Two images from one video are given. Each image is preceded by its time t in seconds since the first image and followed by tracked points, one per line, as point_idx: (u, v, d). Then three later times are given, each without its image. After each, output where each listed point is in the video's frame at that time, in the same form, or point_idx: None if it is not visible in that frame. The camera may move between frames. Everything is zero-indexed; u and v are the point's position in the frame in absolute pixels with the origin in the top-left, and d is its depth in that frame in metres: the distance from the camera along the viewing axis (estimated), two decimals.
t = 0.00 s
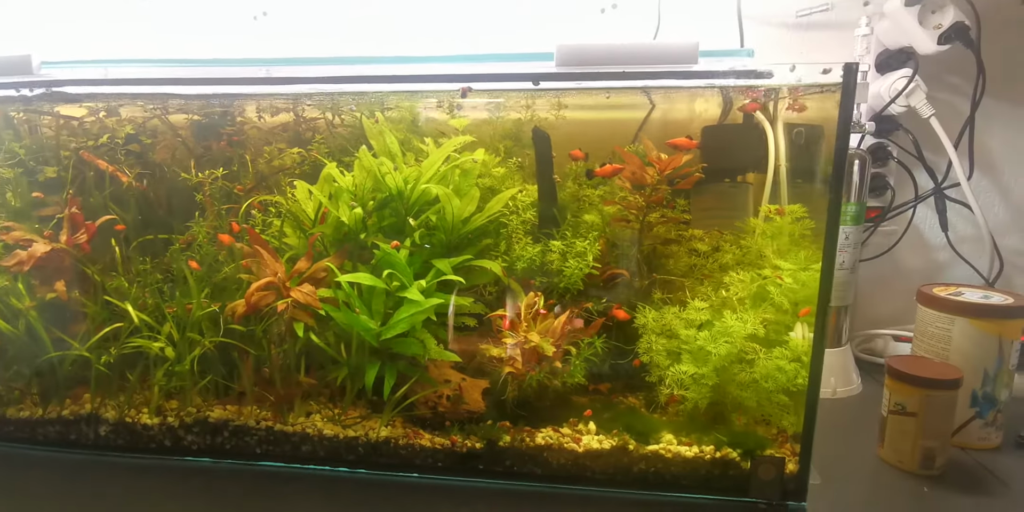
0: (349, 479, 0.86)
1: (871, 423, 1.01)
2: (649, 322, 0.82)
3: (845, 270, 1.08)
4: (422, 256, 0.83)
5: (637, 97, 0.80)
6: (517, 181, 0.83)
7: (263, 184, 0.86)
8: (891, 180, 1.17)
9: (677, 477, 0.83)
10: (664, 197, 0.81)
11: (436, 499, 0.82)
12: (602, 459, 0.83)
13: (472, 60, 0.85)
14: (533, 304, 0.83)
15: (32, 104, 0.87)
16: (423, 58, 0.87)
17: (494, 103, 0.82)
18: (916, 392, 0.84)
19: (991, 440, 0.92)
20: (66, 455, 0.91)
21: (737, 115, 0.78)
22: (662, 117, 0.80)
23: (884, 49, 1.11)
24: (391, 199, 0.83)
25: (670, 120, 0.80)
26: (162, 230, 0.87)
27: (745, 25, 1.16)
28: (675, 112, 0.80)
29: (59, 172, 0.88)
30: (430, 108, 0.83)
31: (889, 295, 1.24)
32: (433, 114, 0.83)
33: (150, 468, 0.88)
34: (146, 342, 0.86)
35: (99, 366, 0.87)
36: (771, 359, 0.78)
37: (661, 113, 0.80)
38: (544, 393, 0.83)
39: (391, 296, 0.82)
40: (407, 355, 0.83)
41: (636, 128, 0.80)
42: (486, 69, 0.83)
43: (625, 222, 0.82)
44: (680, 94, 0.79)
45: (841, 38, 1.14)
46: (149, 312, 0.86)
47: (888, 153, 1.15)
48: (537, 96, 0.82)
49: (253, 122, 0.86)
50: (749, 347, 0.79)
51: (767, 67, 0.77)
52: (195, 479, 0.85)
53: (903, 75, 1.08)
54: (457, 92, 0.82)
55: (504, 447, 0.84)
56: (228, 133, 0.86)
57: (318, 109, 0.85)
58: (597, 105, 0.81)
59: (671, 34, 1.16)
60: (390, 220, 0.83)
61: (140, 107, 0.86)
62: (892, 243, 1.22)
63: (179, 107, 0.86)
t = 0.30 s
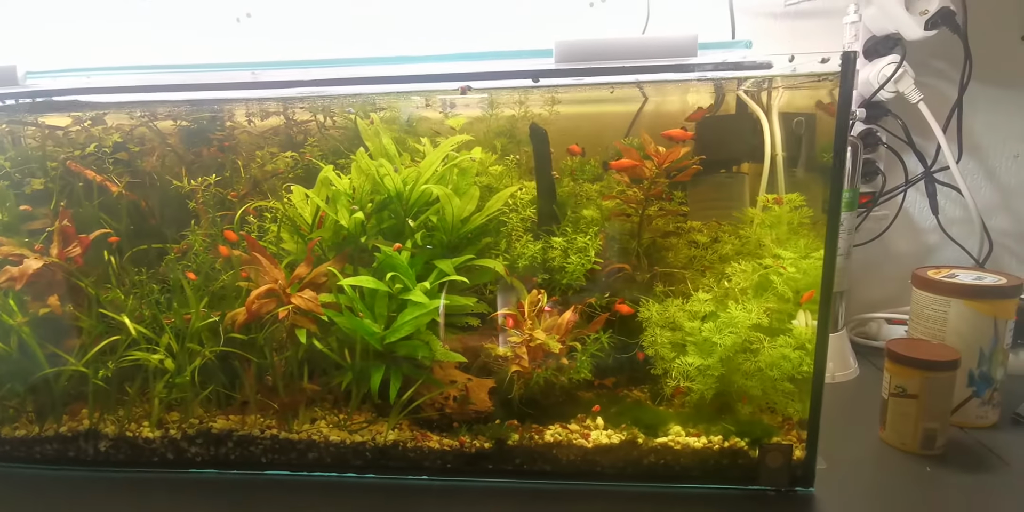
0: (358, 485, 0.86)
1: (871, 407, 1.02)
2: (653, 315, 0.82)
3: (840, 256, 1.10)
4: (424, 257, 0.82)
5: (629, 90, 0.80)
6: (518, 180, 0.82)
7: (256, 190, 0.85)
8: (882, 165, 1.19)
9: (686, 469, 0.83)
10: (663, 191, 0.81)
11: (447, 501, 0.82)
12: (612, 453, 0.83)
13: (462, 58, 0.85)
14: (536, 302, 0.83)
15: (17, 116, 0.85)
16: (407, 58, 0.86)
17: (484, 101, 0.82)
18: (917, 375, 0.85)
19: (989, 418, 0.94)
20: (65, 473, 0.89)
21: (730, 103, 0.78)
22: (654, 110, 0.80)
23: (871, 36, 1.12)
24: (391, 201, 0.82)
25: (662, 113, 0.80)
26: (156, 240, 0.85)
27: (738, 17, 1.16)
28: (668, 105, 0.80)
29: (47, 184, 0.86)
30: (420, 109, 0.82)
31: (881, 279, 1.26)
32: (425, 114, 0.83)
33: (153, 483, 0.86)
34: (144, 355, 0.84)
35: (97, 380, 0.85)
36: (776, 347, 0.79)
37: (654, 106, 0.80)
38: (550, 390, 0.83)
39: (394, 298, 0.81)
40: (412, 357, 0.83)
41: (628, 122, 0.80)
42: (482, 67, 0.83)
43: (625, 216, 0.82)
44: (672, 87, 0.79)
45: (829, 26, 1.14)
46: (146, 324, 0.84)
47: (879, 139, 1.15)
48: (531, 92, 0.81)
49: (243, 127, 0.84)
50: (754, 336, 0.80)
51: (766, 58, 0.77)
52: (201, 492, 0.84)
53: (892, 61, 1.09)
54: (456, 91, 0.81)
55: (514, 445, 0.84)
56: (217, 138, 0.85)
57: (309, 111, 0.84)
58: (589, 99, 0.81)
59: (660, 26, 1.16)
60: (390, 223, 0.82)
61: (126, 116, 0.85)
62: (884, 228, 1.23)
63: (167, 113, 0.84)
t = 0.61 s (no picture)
0: (368, 485, 0.85)
1: (879, 399, 1.03)
2: (665, 310, 0.81)
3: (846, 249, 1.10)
4: (434, 254, 0.81)
5: (634, 83, 0.79)
6: (527, 174, 0.81)
7: (259, 187, 0.83)
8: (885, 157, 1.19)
9: (700, 464, 0.83)
10: (674, 185, 0.80)
11: (460, 500, 0.81)
12: (625, 450, 0.82)
13: (467, 52, 0.83)
14: (547, 297, 0.82)
15: (12, 112, 0.83)
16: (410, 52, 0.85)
17: (488, 94, 0.80)
18: (928, 366, 0.85)
19: (996, 409, 0.94)
20: (68, 476, 0.87)
21: (736, 96, 0.77)
22: (660, 103, 0.79)
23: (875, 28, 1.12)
24: (398, 197, 0.81)
25: (667, 106, 0.79)
26: (159, 238, 0.83)
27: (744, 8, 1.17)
28: (672, 98, 0.79)
29: (44, 182, 0.84)
30: (428, 102, 0.81)
31: (884, 271, 1.26)
32: (432, 106, 0.81)
33: (159, 485, 0.85)
34: (150, 357, 0.83)
35: (100, 382, 0.84)
36: (789, 341, 0.79)
37: (659, 99, 0.79)
38: (561, 386, 0.82)
39: (404, 295, 0.80)
40: (422, 355, 0.82)
41: (634, 115, 0.80)
42: (491, 60, 0.81)
43: (633, 211, 0.81)
44: (677, 79, 0.78)
45: (833, 18, 1.15)
46: (151, 324, 0.83)
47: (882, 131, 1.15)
48: (536, 86, 0.80)
49: (243, 123, 0.82)
50: (767, 329, 0.79)
51: (780, 50, 0.76)
52: (209, 494, 0.83)
53: (897, 53, 1.09)
54: (468, 84, 0.80)
55: (526, 443, 0.83)
56: (218, 134, 0.83)
57: (310, 106, 0.82)
58: (595, 92, 0.80)
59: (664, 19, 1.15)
60: (398, 220, 0.81)
61: (123, 111, 0.83)
62: (887, 221, 1.23)
63: (166, 109, 0.82)
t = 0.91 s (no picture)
0: (370, 479, 0.84)
1: (877, 397, 1.03)
2: (670, 307, 0.81)
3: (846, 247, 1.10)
4: (440, 248, 0.80)
5: (642, 80, 0.78)
6: (533, 169, 0.81)
7: (260, 178, 0.82)
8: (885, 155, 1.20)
9: (703, 460, 0.83)
10: (680, 182, 0.80)
11: (463, 495, 0.81)
12: (629, 446, 0.82)
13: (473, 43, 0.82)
14: (551, 292, 0.81)
15: (8, 99, 0.82)
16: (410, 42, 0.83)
17: (492, 89, 0.79)
18: (929, 365, 0.86)
19: (993, 407, 0.95)
20: (64, 469, 0.86)
21: (740, 94, 0.77)
22: (664, 99, 0.79)
23: (879, 27, 1.12)
24: (402, 190, 0.80)
25: (671, 102, 0.79)
26: (158, 229, 0.82)
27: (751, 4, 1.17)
28: (676, 95, 0.78)
29: (40, 170, 0.83)
30: (431, 94, 0.80)
31: (881, 269, 1.27)
32: (434, 98, 0.80)
33: (157, 478, 0.84)
34: (149, 349, 0.82)
35: (98, 374, 0.82)
36: (794, 338, 0.79)
37: (663, 95, 0.78)
38: (565, 381, 0.82)
39: (408, 289, 0.79)
40: (426, 349, 0.81)
41: (638, 111, 0.79)
42: (501, 51, 0.80)
43: (638, 207, 0.81)
44: (681, 75, 0.78)
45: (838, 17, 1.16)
46: (151, 316, 0.81)
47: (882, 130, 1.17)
48: (540, 80, 0.79)
49: (243, 113, 0.81)
50: (772, 327, 0.79)
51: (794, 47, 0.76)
52: (209, 488, 0.82)
53: (900, 53, 1.10)
54: (479, 77, 0.78)
55: (529, 438, 0.83)
56: (218, 124, 0.81)
57: (311, 96, 0.81)
58: (601, 87, 0.79)
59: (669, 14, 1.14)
60: (403, 213, 0.80)
61: (120, 99, 0.81)
62: (886, 220, 1.24)
63: (165, 98, 0.81)
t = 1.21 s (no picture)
0: (377, 469, 0.85)
1: (875, 393, 1.05)
2: (675, 302, 0.82)
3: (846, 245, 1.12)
4: (448, 240, 0.81)
5: (647, 77, 0.79)
6: (541, 163, 0.81)
7: (268, 169, 0.82)
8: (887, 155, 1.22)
9: (706, 453, 0.84)
10: (686, 178, 0.81)
11: (469, 485, 0.82)
12: (633, 438, 0.84)
13: (481, 37, 0.82)
14: (558, 286, 0.82)
15: (16, 86, 0.81)
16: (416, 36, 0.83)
17: (500, 83, 0.80)
18: (929, 362, 0.87)
19: (989, 403, 0.96)
20: (69, 457, 0.86)
21: (745, 92, 0.78)
22: (670, 96, 0.79)
23: (882, 28, 1.13)
24: (412, 183, 0.80)
25: (676, 99, 0.79)
26: (167, 218, 0.82)
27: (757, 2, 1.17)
28: (683, 92, 0.79)
29: (47, 158, 0.83)
30: (438, 89, 0.80)
31: (880, 267, 1.29)
32: (441, 92, 0.80)
33: (164, 466, 0.84)
34: (157, 337, 0.82)
35: (106, 362, 0.83)
36: (797, 334, 0.80)
37: (669, 92, 0.79)
38: (570, 374, 0.83)
39: (416, 282, 0.80)
40: (432, 341, 0.82)
41: (643, 108, 0.80)
42: (511, 46, 0.80)
43: (644, 203, 0.82)
44: (688, 73, 0.78)
45: (842, 16, 1.17)
46: (159, 305, 0.82)
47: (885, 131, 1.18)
48: (547, 75, 0.79)
49: (250, 104, 0.82)
50: (777, 322, 0.80)
51: (803, 45, 0.76)
52: (217, 476, 0.82)
53: (904, 53, 1.11)
54: (490, 71, 0.79)
55: (535, 430, 0.84)
56: (226, 115, 0.82)
57: (319, 89, 0.82)
58: (608, 84, 0.80)
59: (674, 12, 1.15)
60: (411, 206, 0.81)
61: (128, 88, 0.81)
62: (885, 219, 1.26)
63: (173, 88, 0.81)
